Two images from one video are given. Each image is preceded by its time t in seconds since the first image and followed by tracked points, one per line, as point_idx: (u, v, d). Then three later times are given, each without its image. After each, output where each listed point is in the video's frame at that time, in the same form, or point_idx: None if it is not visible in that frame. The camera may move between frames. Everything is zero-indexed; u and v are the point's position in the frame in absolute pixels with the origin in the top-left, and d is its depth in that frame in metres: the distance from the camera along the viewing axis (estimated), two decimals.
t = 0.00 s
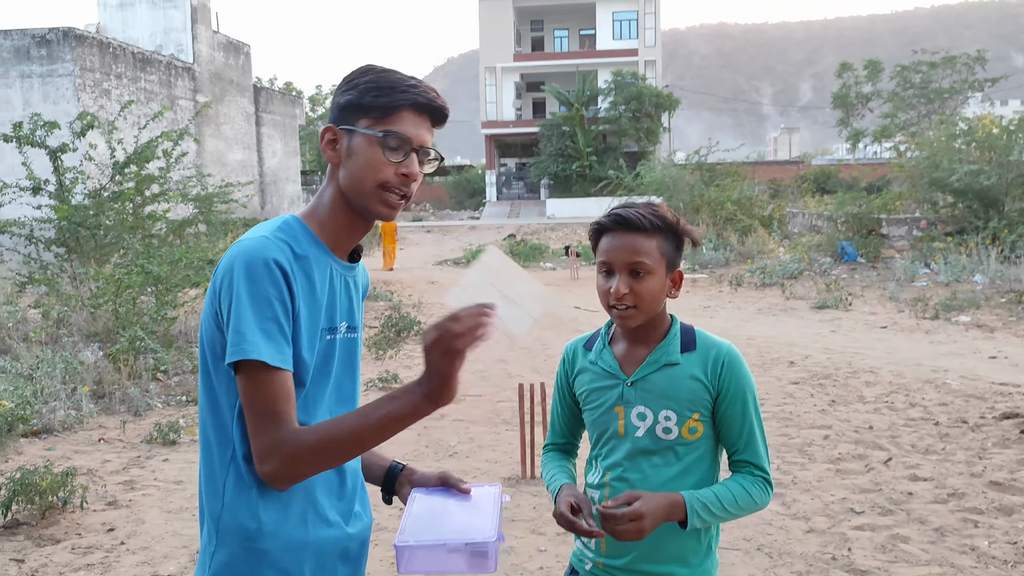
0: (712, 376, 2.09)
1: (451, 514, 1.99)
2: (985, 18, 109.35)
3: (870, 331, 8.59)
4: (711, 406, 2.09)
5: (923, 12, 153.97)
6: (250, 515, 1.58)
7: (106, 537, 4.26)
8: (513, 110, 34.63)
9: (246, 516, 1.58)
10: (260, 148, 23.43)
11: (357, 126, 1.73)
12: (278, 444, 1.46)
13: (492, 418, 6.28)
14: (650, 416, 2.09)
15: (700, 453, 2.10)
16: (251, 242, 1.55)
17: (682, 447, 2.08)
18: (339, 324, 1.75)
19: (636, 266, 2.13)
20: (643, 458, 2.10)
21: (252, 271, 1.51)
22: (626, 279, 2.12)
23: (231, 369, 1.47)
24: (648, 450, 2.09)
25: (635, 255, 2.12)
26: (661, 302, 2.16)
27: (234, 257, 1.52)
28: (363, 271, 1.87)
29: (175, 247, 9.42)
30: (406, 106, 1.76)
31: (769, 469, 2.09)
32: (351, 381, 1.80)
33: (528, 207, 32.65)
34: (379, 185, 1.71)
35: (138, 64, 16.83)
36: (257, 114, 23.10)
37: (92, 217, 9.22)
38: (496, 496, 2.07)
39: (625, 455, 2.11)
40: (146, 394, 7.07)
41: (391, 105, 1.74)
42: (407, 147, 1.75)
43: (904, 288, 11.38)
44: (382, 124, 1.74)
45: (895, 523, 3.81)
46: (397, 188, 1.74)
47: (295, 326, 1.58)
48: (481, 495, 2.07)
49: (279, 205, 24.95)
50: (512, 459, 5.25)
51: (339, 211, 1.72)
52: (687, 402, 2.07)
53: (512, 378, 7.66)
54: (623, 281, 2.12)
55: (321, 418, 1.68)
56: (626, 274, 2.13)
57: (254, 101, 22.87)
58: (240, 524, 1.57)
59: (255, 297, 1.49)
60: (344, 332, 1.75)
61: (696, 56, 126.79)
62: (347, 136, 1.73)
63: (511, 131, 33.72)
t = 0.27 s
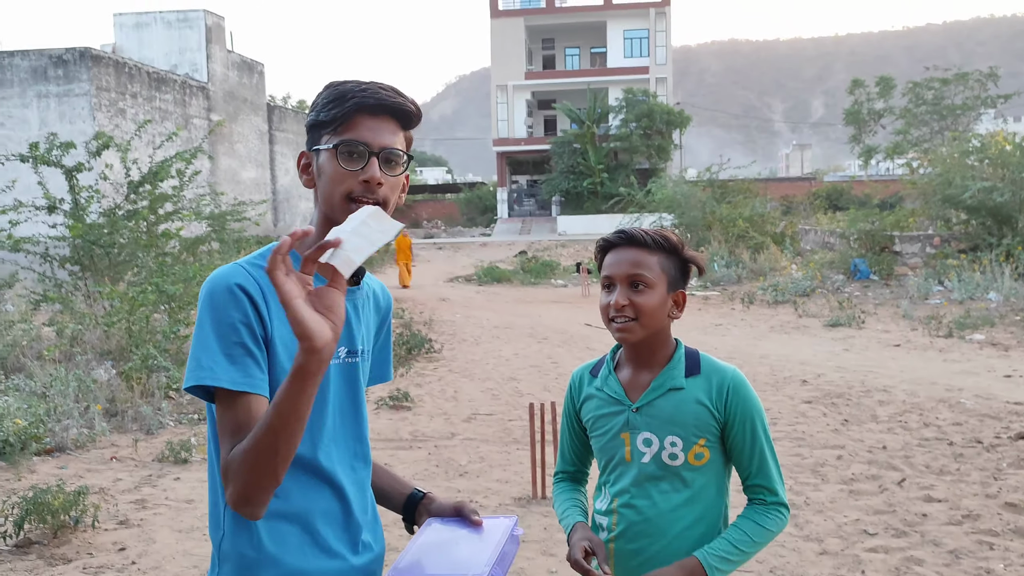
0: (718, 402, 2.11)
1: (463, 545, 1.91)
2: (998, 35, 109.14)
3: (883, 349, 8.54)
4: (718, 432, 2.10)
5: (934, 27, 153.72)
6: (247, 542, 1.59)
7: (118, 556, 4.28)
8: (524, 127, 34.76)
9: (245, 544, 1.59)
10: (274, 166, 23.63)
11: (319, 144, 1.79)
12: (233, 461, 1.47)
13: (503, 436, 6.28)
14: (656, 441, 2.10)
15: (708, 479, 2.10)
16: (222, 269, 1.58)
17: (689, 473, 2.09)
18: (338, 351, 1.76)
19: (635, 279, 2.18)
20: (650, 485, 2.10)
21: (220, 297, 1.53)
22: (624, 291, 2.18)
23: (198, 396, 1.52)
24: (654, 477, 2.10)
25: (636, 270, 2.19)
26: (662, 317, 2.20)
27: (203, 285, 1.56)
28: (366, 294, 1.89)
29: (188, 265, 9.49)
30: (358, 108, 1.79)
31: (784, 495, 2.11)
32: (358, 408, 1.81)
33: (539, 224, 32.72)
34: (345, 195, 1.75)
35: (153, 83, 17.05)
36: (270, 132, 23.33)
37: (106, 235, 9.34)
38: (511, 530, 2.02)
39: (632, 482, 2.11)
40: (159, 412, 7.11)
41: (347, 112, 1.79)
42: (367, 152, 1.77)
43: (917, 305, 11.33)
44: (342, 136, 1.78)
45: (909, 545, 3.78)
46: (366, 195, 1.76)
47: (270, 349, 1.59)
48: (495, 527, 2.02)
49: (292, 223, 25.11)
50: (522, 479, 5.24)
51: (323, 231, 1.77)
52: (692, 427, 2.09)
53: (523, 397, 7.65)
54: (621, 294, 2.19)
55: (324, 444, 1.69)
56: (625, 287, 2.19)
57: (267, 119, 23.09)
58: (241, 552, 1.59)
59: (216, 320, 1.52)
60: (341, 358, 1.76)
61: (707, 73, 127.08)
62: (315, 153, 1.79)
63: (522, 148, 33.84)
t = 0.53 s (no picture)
0: (733, 425, 2.11)
1: (473, 564, 1.90)
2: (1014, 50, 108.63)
3: (899, 366, 8.48)
4: (733, 456, 2.11)
5: (948, 42, 153.28)
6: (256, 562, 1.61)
7: (133, 571, 4.31)
8: (538, 143, 34.88)
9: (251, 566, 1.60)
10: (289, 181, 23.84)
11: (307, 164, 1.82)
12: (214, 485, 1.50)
13: (516, 453, 6.27)
14: (670, 463, 2.10)
15: (723, 502, 2.10)
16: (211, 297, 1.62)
17: (703, 495, 2.09)
18: (341, 370, 1.78)
19: (649, 298, 2.21)
20: (664, 506, 2.09)
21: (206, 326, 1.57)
22: (638, 309, 2.21)
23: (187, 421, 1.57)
24: (669, 498, 2.09)
25: (653, 291, 2.22)
26: (676, 336, 2.22)
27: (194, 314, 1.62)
28: (373, 314, 1.91)
29: (204, 280, 9.58)
30: (339, 126, 1.80)
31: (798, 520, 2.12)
32: (366, 428, 1.81)
33: (552, 239, 32.77)
34: (330, 217, 1.77)
35: (171, 100, 17.28)
36: (286, 148, 23.54)
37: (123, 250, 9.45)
38: (524, 549, 2.01)
39: (646, 504, 2.11)
40: (174, 427, 7.15)
41: (330, 131, 1.80)
42: (350, 172, 1.78)
43: (933, 322, 11.27)
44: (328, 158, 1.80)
45: (927, 566, 3.74)
46: (350, 216, 1.77)
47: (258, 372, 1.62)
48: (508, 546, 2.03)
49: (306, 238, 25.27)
50: (536, 496, 5.23)
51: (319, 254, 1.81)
52: (706, 450, 2.09)
53: (537, 413, 7.64)
54: (636, 312, 2.21)
55: (331, 466, 1.71)
56: (639, 305, 2.22)
57: (283, 135, 23.31)
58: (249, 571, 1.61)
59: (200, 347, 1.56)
60: (346, 378, 1.78)
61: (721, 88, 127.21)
62: (304, 173, 1.82)
63: (536, 164, 33.95)
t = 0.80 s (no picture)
0: (752, 442, 2.11)
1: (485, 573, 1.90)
2: None
3: (915, 381, 8.42)
4: (751, 472, 2.11)
5: (962, 55, 152.75)
6: None
7: None
8: (550, 156, 34.95)
9: None
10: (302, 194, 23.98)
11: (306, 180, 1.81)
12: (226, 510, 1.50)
13: (530, 466, 6.26)
14: (689, 478, 2.11)
15: (740, 519, 2.10)
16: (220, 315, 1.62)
17: (721, 512, 2.09)
18: (350, 386, 1.79)
19: (673, 316, 2.23)
20: (682, 522, 2.09)
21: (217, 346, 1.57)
22: (661, 326, 2.22)
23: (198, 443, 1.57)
24: (686, 514, 2.09)
25: (676, 307, 2.23)
26: (698, 354, 2.22)
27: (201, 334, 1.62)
28: (383, 326, 1.92)
29: (218, 292, 9.66)
30: (333, 142, 1.78)
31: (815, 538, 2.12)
32: (377, 442, 1.82)
33: (564, 252, 32.79)
34: (327, 234, 1.76)
35: (186, 113, 17.46)
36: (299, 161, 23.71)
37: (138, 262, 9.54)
38: (535, 559, 1.99)
39: (663, 519, 2.11)
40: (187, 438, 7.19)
41: (325, 147, 1.79)
42: (346, 188, 1.77)
43: (948, 336, 11.22)
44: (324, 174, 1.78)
45: None
46: (346, 234, 1.76)
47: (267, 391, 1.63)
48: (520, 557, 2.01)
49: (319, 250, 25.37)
50: (549, 510, 5.21)
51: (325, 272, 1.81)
52: (725, 465, 2.09)
53: (550, 426, 7.63)
54: (659, 328, 2.22)
55: (342, 481, 1.72)
56: (662, 323, 2.23)
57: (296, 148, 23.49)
58: None
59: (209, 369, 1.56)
60: (356, 392, 1.79)
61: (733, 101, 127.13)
62: (304, 190, 1.82)
63: (548, 177, 34.02)
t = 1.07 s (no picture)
0: (766, 455, 2.11)
1: None
2: None
3: (928, 394, 8.36)
4: (765, 485, 2.10)
5: (975, 66, 152.14)
6: None
7: None
8: (561, 167, 35.00)
9: None
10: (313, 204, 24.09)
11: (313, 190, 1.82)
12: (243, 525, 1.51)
13: (540, 478, 6.26)
14: (703, 491, 2.11)
15: (755, 531, 2.09)
16: (233, 328, 1.64)
17: (735, 524, 2.09)
18: (362, 397, 1.80)
19: (687, 328, 2.23)
20: (696, 534, 2.09)
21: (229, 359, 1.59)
22: (675, 339, 2.23)
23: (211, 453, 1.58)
24: (701, 526, 2.09)
25: (687, 319, 2.23)
26: (712, 366, 2.22)
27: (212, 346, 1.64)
28: (394, 336, 1.93)
29: (230, 301, 9.71)
30: (338, 150, 1.79)
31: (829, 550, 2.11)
32: (389, 454, 1.83)
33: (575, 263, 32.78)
34: (338, 244, 1.77)
35: (199, 124, 17.62)
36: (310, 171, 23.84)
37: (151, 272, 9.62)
38: None
39: (678, 531, 2.11)
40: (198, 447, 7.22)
41: (331, 156, 1.79)
42: (354, 197, 1.78)
43: (962, 349, 11.14)
44: (332, 184, 1.79)
45: None
46: (356, 243, 1.77)
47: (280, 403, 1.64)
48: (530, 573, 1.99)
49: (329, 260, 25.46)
50: (560, 521, 5.21)
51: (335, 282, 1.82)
52: (740, 478, 2.09)
53: (560, 438, 7.61)
54: (671, 341, 2.23)
55: (354, 492, 1.73)
56: (676, 335, 2.24)
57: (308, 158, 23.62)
58: None
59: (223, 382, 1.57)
60: (367, 404, 1.81)
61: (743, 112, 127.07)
62: (311, 201, 1.83)
63: (558, 188, 34.08)
